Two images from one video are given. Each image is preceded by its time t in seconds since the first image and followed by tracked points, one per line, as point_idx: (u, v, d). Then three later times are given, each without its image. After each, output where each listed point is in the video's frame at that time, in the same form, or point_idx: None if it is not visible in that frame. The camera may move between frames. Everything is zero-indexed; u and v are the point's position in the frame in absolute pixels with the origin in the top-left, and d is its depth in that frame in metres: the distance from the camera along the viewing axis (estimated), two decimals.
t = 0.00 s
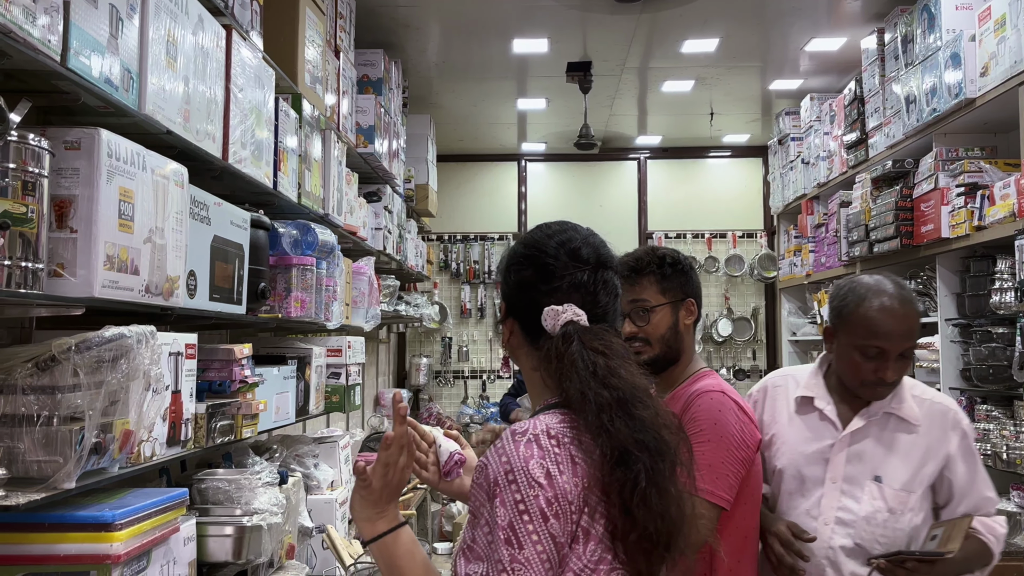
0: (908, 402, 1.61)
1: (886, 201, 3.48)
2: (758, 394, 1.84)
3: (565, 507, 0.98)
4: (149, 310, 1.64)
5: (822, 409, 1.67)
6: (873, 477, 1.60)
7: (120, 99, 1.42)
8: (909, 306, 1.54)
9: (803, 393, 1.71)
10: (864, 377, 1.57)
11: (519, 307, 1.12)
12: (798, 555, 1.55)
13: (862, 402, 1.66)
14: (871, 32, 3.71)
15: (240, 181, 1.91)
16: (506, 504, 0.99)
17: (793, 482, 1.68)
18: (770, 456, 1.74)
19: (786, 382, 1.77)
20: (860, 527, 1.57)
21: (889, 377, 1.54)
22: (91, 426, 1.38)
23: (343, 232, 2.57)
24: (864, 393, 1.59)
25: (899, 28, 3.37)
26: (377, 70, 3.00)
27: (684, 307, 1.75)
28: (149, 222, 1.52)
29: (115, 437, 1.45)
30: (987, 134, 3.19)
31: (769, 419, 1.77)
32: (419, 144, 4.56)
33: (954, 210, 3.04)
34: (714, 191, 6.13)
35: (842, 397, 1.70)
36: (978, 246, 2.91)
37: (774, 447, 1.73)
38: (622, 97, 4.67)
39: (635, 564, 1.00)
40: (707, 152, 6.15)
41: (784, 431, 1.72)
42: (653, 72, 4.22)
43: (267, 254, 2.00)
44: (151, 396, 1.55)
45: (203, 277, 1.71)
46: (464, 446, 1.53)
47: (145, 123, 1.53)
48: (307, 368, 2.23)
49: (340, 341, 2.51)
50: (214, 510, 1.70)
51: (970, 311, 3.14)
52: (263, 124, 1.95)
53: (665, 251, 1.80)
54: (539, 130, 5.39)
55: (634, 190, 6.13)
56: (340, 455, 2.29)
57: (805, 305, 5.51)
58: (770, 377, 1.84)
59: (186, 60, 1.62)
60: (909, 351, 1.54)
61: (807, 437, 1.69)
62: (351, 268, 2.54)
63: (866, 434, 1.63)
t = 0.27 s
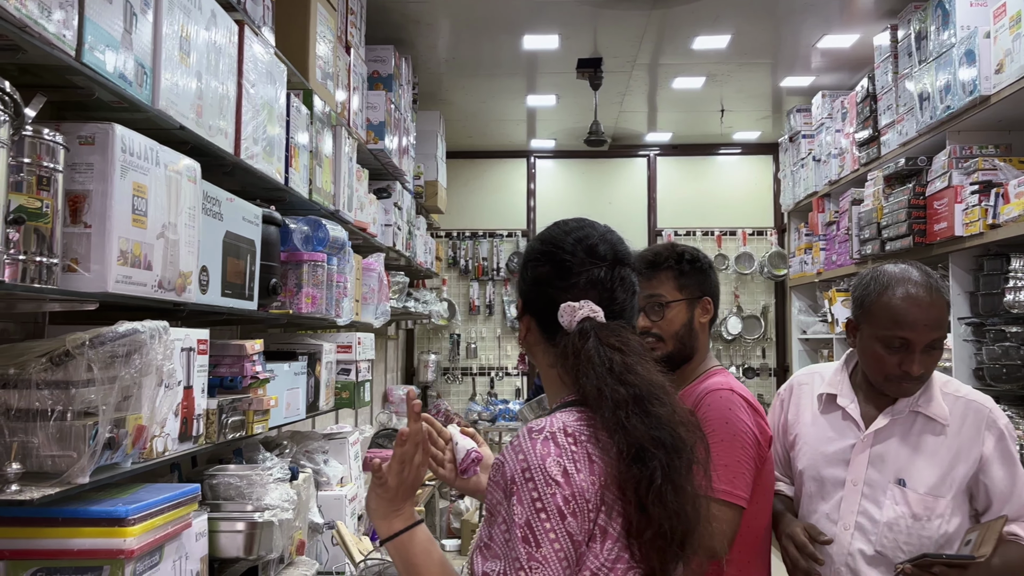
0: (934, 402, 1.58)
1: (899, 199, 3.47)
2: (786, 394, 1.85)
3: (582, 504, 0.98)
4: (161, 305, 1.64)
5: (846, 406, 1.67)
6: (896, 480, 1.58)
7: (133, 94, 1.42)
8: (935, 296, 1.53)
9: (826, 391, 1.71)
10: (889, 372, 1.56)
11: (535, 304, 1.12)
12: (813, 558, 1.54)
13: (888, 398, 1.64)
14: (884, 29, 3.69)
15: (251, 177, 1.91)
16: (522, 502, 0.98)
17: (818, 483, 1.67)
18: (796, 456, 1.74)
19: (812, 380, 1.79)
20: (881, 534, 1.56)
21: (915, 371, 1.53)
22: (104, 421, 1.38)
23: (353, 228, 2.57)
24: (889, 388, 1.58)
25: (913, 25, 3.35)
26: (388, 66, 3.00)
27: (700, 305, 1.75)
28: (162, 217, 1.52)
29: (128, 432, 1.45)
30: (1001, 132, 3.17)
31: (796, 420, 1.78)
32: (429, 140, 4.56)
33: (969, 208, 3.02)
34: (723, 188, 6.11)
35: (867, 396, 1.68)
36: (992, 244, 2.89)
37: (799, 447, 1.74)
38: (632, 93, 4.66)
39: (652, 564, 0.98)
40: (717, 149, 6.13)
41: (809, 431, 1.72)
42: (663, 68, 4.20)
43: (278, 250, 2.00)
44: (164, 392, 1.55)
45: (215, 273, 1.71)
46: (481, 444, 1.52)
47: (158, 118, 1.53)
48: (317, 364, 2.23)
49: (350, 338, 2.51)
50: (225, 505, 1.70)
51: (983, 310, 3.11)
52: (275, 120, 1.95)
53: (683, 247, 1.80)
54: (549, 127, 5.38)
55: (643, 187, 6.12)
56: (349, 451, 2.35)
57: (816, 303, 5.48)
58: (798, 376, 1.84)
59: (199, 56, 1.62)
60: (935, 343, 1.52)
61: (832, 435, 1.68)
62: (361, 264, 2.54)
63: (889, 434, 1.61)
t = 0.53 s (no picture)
0: (966, 405, 1.40)
1: (917, 197, 3.44)
2: (805, 409, 1.68)
3: (606, 504, 0.97)
4: (180, 301, 1.64)
5: (869, 417, 1.51)
6: (928, 493, 1.41)
7: (154, 90, 1.42)
8: (960, 289, 1.38)
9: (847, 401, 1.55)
10: (915, 375, 1.39)
11: (559, 301, 1.12)
12: None
13: (915, 405, 1.48)
14: (902, 26, 3.67)
15: (269, 173, 1.91)
16: (546, 501, 0.98)
17: (844, 503, 1.50)
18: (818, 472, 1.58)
19: (832, 390, 1.62)
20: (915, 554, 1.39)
21: (943, 372, 1.36)
22: (125, 416, 1.39)
23: (368, 225, 2.57)
24: (915, 394, 1.41)
25: (931, 21, 3.33)
26: (403, 63, 3.00)
27: (716, 305, 1.75)
28: (182, 212, 1.52)
29: (148, 427, 1.45)
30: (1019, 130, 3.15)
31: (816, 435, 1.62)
32: (443, 137, 4.56)
33: (988, 207, 3.00)
34: (736, 186, 6.09)
35: (893, 404, 1.51)
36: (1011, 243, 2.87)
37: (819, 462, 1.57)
38: (647, 91, 4.65)
39: (674, 566, 0.98)
40: (731, 147, 6.11)
41: (830, 445, 1.56)
42: (678, 65, 4.19)
43: (295, 247, 2.00)
44: (183, 387, 1.55)
45: (233, 269, 1.71)
46: (505, 439, 1.53)
47: (178, 114, 1.53)
48: (332, 360, 2.24)
49: (365, 335, 2.52)
50: (243, 501, 1.71)
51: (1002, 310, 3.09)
52: (293, 116, 1.95)
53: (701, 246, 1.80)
54: (562, 124, 5.37)
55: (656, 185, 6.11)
56: (364, 447, 2.35)
57: (831, 302, 5.45)
58: (817, 387, 1.68)
59: (218, 52, 1.62)
60: (964, 339, 1.37)
61: (855, 448, 1.52)
62: (376, 261, 2.54)
63: (917, 444, 1.44)
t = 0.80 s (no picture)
0: None
1: (935, 197, 3.42)
2: (860, 415, 1.53)
3: (627, 504, 0.97)
4: (198, 298, 1.65)
5: (945, 432, 1.36)
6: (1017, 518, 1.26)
7: (174, 88, 1.42)
8: None
9: (917, 411, 1.40)
10: (1007, 385, 1.23)
11: (582, 300, 1.12)
12: None
13: (997, 419, 1.33)
14: (921, 25, 3.65)
15: (287, 171, 1.92)
16: (566, 500, 0.98)
17: (914, 520, 1.35)
18: (880, 490, 1.43)
19: (893, 400, 1.48)
20: None
21: None
22: (144, 412, 1.39)
23: (383, 223, 2.58)
24: (1003, 407, 1.26)
25: (951, 20, 3.31)
26: (419, 61, 3.00)
27: (733, 307, 1.75)
28: (202, 210, 1.53)
29: (167, 423, 1.46)
30: None
31: (875, 446, 1.46)
32: (458, 135, 4.57)
33: (1008, 207, 2.98)
34: (751, 186, 6.07)
35: (969, 416, 1.36)
36: None
37: (881, 476, 1.43)
38: (662, 90, 4.64)
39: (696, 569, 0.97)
40: (747, 146, 6.09)
41: (896, 461, 1.41)
42: (693, 64, 4.18)
43: (312, 245, 2.01)
44: (201, 383, 1.56)
45: (251, 266, 1.72)
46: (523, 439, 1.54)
47: (198, 111, 1.54)
48: (347, 358, 2.25)
49: (380, 332, 2.52)
50: (259, 498, 1.71)
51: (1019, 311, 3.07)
52: (310, 115, 1.96)
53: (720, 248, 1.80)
54: (577, 122, 5.37)
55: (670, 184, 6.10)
56: (379, 444, 2.35)
57: (847, 302, 5.41)
58: (874, 394, 1.53)
59: (238, 50, 1.63)
60: None
61: (925, 463, 1.37)
62: (391, 260, 2.55)
63: (1003, 463, 1.30)
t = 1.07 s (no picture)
0: None
1: (954, 199, 3.39)
2: (910, 418, 1.19)
3: (650, 505, 0.97)
4: (219, 296, 1.66)
5: None
6: None
7: (197, 87, 1.43)
8: None
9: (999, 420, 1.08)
10: None
11: (605, 301, 1.13)
12: None
13: None
14: (940, 25, 3.63)
15: (306, 170, 1.93)
16: (588, 499, 0.98)
17: (1008, 557, 1.05)
18: (954, 520, 1.10)
19: (957, 404, 1.15)
20: None
21: None
22: (167, 408, 1.40)
23: (400, 223, 2.59)
24: None
25: (970, 21, 3.29)
26: (436, 61, 3.01)
27: (752, 308, 1.75)
28: (224, 208, 1.54)
29: (189, 419, 1.47)
30: None
31: (943, 463, 1.13)
32: (473, 135, 4.58)
33: None
34: (765, 186, 6.05)
35: None
36: None
37: (954, 499, 1.10)
38: (678, 90, 4.63)
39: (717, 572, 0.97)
40: (762, 146, 6.07)
41: (971, 480, 1.09)
42: (709, 64, 4.17)
43: (330, 243, 2.02)
44: (222, 381, 1.57)
45: (271, 264, 1.73)
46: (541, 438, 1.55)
47: (220, 111, 1.55)
48: (365, 356, 2.26)
49: (396, 331, 2.54)
50: (278, 494, 1.73)
51: None
52: (330, 114, 1.97)
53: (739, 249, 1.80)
54: (592, 122, 5.36)
55: (685, 184, 6.09)
56: (394, 442, 2.37)
57: (862, 303, 5.39)
58: (927, 394, 1.20)
59: (259, 49, 1.64)
60: None
61: (1012, 484, 1.07)
62: (407, 258, 2.56)
63: None
